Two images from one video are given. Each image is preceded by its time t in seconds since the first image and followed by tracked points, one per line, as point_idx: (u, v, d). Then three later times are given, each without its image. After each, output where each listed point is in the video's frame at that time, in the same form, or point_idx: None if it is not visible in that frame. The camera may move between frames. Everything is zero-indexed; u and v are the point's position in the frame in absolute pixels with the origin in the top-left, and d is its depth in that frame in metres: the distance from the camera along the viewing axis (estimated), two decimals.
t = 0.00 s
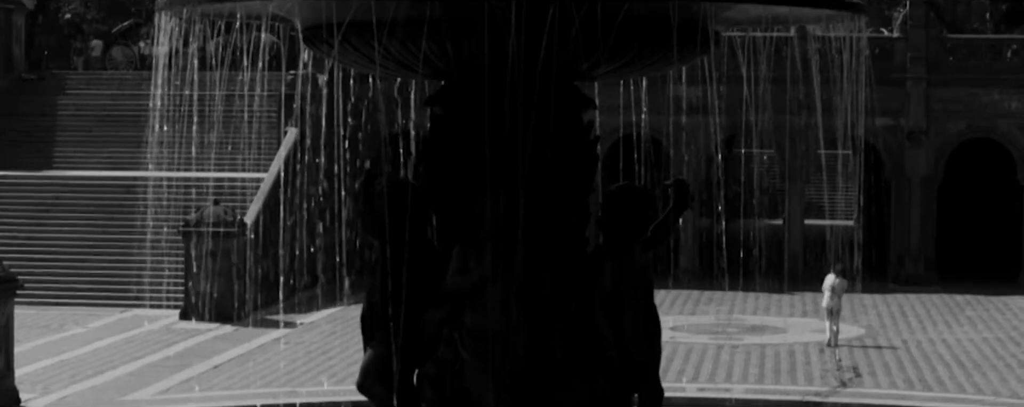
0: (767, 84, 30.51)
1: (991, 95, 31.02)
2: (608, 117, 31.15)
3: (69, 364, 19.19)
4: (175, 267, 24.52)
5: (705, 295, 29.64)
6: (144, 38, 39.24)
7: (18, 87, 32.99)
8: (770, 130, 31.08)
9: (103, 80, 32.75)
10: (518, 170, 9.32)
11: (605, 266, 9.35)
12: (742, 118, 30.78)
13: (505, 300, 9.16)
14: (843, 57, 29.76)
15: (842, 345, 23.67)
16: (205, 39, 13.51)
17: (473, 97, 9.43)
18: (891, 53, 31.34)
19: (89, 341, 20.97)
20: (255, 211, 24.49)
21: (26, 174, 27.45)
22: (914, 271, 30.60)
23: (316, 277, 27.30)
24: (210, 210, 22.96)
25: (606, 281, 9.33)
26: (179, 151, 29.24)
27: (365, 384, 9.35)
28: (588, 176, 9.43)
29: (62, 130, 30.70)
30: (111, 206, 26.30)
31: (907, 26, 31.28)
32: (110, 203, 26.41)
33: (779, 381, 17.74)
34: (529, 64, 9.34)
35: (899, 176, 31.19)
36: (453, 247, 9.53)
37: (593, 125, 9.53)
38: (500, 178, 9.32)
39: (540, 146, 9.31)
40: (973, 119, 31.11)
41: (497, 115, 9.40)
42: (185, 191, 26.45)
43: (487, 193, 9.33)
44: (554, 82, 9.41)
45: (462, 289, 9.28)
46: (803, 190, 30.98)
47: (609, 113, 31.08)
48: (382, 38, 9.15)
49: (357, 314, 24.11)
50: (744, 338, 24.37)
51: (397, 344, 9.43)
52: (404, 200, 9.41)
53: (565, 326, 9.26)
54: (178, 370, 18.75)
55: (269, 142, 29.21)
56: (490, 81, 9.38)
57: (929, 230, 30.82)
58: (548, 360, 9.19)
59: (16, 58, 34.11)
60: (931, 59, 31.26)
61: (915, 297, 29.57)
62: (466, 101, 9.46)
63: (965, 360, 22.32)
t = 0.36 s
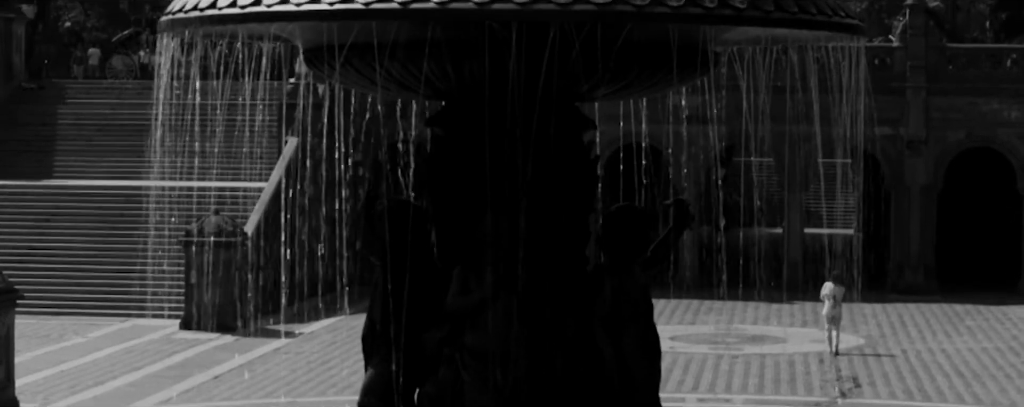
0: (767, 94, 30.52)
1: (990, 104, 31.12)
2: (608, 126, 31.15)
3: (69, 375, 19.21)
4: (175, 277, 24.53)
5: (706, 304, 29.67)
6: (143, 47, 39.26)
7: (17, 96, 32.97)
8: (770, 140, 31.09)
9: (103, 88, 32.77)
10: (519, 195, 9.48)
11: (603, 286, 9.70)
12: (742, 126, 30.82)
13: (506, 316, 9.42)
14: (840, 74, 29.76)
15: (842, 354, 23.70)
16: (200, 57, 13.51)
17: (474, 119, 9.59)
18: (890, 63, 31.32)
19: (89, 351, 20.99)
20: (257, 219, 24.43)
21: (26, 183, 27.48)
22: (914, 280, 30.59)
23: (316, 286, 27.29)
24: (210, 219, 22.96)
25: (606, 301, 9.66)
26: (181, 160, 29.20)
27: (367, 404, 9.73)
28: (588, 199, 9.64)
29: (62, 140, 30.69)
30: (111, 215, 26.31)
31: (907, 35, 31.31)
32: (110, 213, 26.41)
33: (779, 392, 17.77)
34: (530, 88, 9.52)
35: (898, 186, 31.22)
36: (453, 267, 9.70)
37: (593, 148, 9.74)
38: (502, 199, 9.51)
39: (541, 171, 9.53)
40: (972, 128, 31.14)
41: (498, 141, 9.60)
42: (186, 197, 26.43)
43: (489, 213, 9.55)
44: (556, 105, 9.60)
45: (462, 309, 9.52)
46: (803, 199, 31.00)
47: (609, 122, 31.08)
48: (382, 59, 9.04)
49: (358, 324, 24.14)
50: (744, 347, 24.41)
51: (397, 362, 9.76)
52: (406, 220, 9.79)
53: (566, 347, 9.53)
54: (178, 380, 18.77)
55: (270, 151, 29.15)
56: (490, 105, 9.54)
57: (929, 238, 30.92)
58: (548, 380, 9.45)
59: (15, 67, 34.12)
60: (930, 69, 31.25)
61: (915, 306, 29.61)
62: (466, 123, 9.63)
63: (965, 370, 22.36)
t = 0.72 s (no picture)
0: (766, 109, 30.55)
1: (990, 118, 31.14)
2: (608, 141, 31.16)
3: (70, 390, 19.24)
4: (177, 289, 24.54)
5: (706, 318, 29.71)
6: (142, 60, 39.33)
7: (17, 111, 32.97)
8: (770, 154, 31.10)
9: (103, 101, 32.81)
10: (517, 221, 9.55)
11: (603, 312, 9.67)
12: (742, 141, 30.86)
13: (506, 346, 9.50)
14: (841, 90, 29.79)
15: (843, 369, 23.72)
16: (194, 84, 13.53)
17: (474, 148, 9.61)
18: (891, 78, 31.40)
19: (89, 365, 21.02)
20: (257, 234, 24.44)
21: (27, 197, 27.51)
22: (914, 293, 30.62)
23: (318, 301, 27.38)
24: (211, 233, 22.91)
25: (605, 327, 9.63)
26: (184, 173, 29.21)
27: None
28: (588, 225, 9.65)
29: (63, 154, 30.71)
30: (112, 229, 26.33)
31: (907, 49, 31.28)
32: (111, 227, 26.44)
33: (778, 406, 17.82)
34: (531, 115, 9.51)
35: (898, 200, 31.33)
36: (454, 295, 9.72)
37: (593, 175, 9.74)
38: (501, 225, 9.56)
39: (540, 196, 9.57)
40: (972, 143, 31.19)
41: (498, 169, 9.60)
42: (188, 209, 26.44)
43: (488, 239, 9.56)
44: (556, 131, 9.59)
45: (462, 336, 9.57)
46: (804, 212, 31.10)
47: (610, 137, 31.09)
48: (383, 87, 9.09)
49: (357, 338, 24.16)
50: (744, 362, 24.44)
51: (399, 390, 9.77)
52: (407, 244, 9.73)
53: (563, 372, 9.55)
54: (178, 395, 18.80)
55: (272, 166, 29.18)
56: (490, 134, 9.57)
57: (929, 251, 30.98)
58: None
59: (16, 81, 34.14)
60: (930, 83, 31.26)
61: (914, 320, 29.66)
62: (466, 148, 9.62)
63: (964, 385, 22.39)
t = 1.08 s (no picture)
0: (766, 128, 30.57)
1: (990, 137, 31.20)
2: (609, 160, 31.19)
3: None
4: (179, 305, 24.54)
5: (705, 337, 29.74)
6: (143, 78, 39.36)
7: (18, 129, 33.01)
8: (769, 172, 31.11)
9: (104, 119, 32.83)
10: (518, 254, 9.64)
11: (604, 343, 9.71)
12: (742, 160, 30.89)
13: (506, 379, 9.55)
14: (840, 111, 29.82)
15: (843, 389, 23.74)
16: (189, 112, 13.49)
17: (473, 181, 9.66)
18: (891, 96, 31.40)
19: (90, 384, 21.04)
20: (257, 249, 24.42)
21: (27, 216, 27.53)
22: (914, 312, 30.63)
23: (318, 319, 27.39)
24: (212, 252, 22.95)
25: (605, 356, 9.67)
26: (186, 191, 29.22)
27: None
28: (587, 257, 9.76)
29: (63, 172, 30.73)
30: (112, 248, 26.34)
31: (907, 68, 31.23)
32: (111, 246, 26.44)
33: None
34: (531, 151, 9.58)
35: (898, 218, 31.40)
36: (454, 325, 9.79)
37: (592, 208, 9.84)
38: (501, 258, 9.63)
39: (540, 233, 9.66)
40: (971, 162, 31.28)
41: (498, 203, 9.67)
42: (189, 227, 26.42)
43: (488, 273, 9.63)
44: (557, 166, 9.66)
45: (462, 367, 9.61)
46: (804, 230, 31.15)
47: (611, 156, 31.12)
48: (385, 121, 9.14)
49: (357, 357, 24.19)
50: (744, 382, 24.46)
51: None
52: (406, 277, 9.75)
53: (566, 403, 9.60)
54: None
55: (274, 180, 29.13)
56: (491, 166, 9.62)
57: (928, 269, 31.07)
58: None
59: (16, 99, 34.16)
60: (929, 102, 31.27)
61: (914, 339, 29.68)
62: (466, 181, 9.68)
63: (964, 405, 22.42)
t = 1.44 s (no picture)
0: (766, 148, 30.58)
1: (990, 158, 31.24)
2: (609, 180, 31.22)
3: None
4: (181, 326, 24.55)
5: (706, 358, 29.76)
6: (144, 98, 39.37)
7: (19, 149, 33.01)
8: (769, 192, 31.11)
9: (104, 140, 32.84)
10: (518, 285, 9.67)
11: (603, 374, 9.62)
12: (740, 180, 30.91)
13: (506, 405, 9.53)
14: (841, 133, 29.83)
15: None
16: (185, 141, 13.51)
17: (473, 211, 9.76)
18: (890, 116, 31.43)
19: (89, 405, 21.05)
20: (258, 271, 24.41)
21: (27, 237, 27.53)
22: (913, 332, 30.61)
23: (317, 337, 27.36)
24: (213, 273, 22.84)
25: (605, 387, 9.58)
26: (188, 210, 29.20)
27: None
28: (586, 288, 9.79)
29: (63, 192, 30.71)
30: (113, 269, 26.32)
31: (907, 88, 31.44)
32: (112, 267, 26.42)
33: None
34: (532, 187, 9.71)
35: (898, 239, 31.47)
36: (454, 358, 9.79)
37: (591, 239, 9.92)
38: (502, 290, 9.67)
39: (540, 261, 9.72)
40: (971, 182, 31.29)
41: (498, 232, 9.78)
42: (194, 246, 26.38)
43: (489, 301, 9.67)
44: (556, 202, 9.80)
45: (464, 398, 9.55)
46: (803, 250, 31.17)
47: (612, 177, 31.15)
48: (386, 155, 9.20)
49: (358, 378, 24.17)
50: (744, 402, 24.46)
51: None
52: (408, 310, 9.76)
53: None
54: None
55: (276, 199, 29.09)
56: (491, 197, 9.72)
57: (928, 290, 31.21)
58: None
59: (16, 118, 34.16)
60: (929, 122, 31.41)
61: (914, 359, 29.71)
62: (467, 211, 9.79)
63: None
